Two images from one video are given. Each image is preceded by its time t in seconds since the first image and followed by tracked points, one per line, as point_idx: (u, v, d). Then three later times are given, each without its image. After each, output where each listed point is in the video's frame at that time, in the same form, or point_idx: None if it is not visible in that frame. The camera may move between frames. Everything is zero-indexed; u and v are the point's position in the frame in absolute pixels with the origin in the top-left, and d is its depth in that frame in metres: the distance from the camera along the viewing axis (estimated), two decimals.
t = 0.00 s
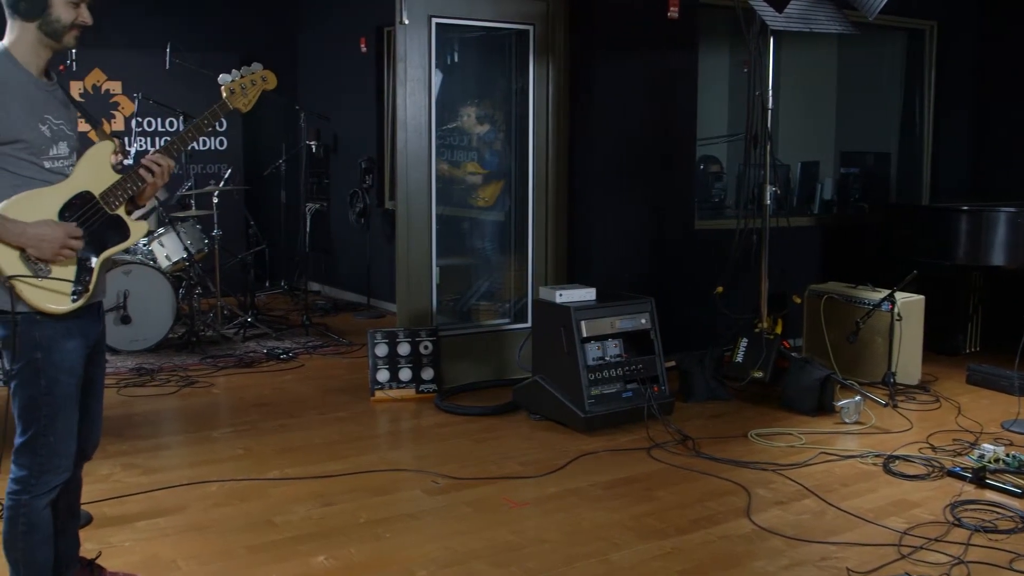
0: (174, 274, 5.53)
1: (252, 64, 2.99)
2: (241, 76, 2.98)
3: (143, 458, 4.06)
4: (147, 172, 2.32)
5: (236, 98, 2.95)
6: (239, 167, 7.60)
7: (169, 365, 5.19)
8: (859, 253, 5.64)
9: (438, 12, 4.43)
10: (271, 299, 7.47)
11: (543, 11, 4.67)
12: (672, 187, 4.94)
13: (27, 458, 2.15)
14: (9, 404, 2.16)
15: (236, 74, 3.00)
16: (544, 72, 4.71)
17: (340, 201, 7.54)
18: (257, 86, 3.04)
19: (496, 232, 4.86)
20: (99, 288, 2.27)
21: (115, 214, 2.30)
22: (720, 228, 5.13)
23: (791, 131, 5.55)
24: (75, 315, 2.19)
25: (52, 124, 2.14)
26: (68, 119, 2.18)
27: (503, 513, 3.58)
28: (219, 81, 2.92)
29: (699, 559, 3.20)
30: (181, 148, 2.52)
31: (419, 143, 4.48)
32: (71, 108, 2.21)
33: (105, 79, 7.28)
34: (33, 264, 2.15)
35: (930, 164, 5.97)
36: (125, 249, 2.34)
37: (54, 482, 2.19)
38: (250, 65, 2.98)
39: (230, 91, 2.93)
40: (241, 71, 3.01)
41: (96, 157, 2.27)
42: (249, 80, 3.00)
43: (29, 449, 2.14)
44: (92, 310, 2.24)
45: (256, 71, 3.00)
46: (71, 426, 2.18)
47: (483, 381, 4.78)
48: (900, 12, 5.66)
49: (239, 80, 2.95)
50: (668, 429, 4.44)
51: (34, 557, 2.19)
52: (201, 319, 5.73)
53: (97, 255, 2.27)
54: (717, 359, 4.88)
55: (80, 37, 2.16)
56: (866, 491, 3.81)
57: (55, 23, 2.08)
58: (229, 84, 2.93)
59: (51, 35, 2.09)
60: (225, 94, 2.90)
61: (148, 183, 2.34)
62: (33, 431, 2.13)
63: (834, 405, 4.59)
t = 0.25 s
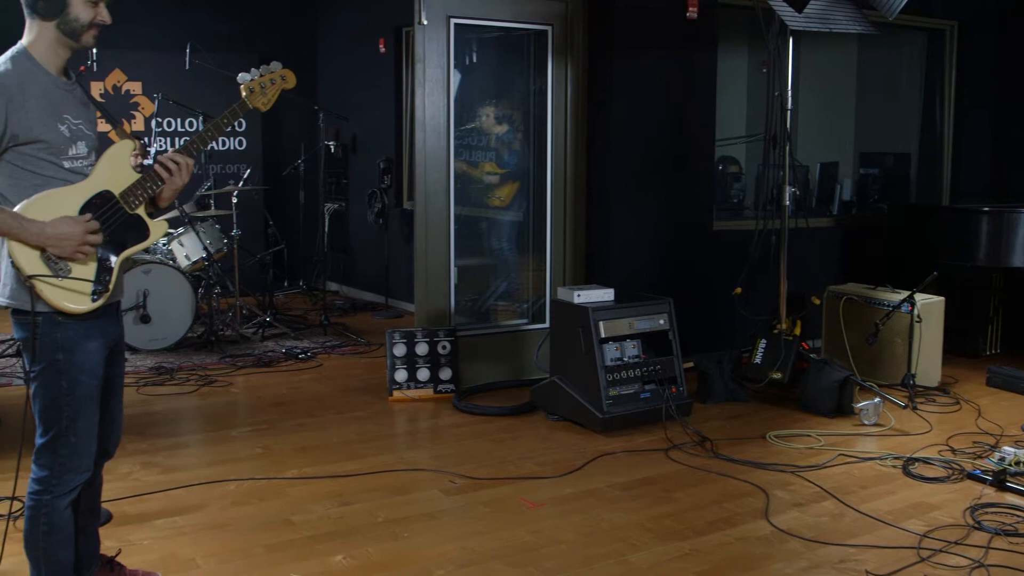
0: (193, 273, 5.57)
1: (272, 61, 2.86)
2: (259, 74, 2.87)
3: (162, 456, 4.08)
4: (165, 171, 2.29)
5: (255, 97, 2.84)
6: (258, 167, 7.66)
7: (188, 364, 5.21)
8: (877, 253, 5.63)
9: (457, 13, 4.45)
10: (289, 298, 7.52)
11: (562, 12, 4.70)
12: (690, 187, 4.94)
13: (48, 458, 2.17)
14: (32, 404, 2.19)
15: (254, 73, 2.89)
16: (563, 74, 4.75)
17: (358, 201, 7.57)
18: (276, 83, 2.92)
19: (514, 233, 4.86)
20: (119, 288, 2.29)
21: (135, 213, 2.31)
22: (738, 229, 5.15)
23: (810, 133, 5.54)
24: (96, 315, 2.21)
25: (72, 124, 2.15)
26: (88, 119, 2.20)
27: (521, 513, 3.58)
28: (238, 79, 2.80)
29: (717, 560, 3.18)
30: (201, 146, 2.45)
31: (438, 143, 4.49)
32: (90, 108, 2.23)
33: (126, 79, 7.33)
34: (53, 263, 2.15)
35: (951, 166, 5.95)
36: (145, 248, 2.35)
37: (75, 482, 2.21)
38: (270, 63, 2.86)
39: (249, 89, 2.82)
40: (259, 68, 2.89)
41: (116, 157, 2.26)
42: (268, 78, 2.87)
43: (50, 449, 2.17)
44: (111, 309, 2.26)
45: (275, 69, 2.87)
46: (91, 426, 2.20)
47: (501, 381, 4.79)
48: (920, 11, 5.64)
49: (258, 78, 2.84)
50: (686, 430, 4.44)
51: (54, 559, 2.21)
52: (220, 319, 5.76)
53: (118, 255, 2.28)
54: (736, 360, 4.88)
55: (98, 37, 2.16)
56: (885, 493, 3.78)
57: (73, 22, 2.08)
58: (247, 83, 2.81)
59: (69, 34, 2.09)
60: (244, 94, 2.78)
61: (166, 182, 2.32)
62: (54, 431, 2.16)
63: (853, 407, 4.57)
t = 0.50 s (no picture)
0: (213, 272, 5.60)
1: (296, 59, 2.83)
2: (283, 71, 2.83)
3: (182, 455, 4.10)
4: (186, 170, 2.32)
5: (277, 94, 2.80)
6: (278, 167, 7.70)
7: (207, 363, 5.24)
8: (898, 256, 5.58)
9: (477, 13, 4.44)
10: (308, 298, 7.56)
11: (580, 12, 4.71)
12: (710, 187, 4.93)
13: (69, 457, 2.19)
14: (51, 402, 2.20)
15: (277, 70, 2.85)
16: (582, 74, 4.76)
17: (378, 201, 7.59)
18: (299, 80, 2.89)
19: (532, 233, 4.87)
20: (140, 286, 2.28)
21: (157, 212, 2.31)
22: (757, 229, 5.13)
23: (828, 133, 5.62)
24: (115, 314, 2.21)
25: (94, 124, 2.17)
26: (110, 119, 2.23)
27: (539, 514, 3.58)
28: (260, 77, 2.76)
29: (736, 562, 3.17)
30: (223, 145, 2.48)
31: (457, 143, 4.49)
32: (112, 108, 2.25)
33: (146, 80, 7.38)
34: (75, 264, 2.15)
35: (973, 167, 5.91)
36: (167, 247, 2.34)
37: (95, 480, 2.24)
38: (293, 61, 2.82)
39: (272, 87, 2.78)
40: (283, 65, 2.85)
41: (138, 157, 2.28)
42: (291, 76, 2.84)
43: (70, 447, 2.18)
44: (132, 307, 2.26)
45: (299, 66, 2.84)
46: (111, 424, 2.22)
47: (520, 381, 4.80)
48: (942, 11, 5.62)
49: (280, 76, 2.80)
50: (704, 431, 4.43)
51: (76, 557, 2.23)
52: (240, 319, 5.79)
53: (139, 254, 2.27)
54: (755, 362, 4.87)
55: (119, 39, 2.18)
56: (905, 496, 3.76)
57: (94, 25, 2.10)
58: (270, 80, 2.78)
59: (90, 36, 2.11)
60: (266, 92, 2.75)
61: (188, 180, 2.34)
62: (75, 430, 2.17)
63: (873, 409, 4.56)
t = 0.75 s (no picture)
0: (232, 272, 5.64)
1: (321, 60, 2.84)
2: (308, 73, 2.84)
3: (202, 454, 4.12)
4: (210, 169, 2.34)
5: (303, 96, 2.81)
6: (296, 168, 7.75)
7: (227, 363, 5.26)
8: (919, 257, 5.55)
9: (495, 14, 4.45)
10: (327, 298, 7.60)
11: (600, 12, 4.70)
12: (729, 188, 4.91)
13: (93, 452, 2.20)
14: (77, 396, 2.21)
15: (302, 71, 2.86)
16: (600, 74, 4.75)
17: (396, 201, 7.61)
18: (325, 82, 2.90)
19: (550, 233, 4.87)
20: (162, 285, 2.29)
21: (180, 211, 2.32)
22: (776, 229, 5.12)
23: (849, 133, 5.61)
24: (139, 311, 2.22)
25: (119, 125, 2.19)
26: (135, 121, 2.24)
27: (557, 514, 3.57)
28: (285, 78, 2.78)
29: (755, 564, 3.16)
30: (246, 145, 2.48)
31: (476, 144, 4.50)
32: (137, 110, 2.26)
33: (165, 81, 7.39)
34: (98, 262, 2.16)
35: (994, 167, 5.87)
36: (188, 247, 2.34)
37: (119, 476, 2.24)
38: (319, 62, 2.83)
39: (297, 88, 2.79)
40: (308, 67, 2.87)
41: (162, 158, 2.28)
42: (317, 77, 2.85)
43: (95, 442, 2.19)
44: (156, 305, 2.27)
45: (324, 67, 2.85)
46: (135, 420, 2.23)
47: (538, 381, 4.80)
48: (963, 11, 5.59)
49: (305, 77, 2.81)
50: (722, 432, 4.43)
51: (99, 552, 2.24)
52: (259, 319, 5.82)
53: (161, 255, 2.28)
54: (774, 363, 4.86)
55: (145, 42, 2.19)
56: (925, 498, 3.74)
57: (121, 27, 2.12)
58: (295, 82, 2.79)
59: (116, 38, 2.13)
60: (291, 92, 2.76)
61: (211, 180, 2.36)
62: (100, 424, 2.19)
63: (892, 411, 4.55)
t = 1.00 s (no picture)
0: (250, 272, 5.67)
1: (343, 63, 2.84)
2: (330, 76, 2.85)
3: (219, 453, 4.14)
4: (233, 170, 2.34)
5: (325, 98, 2.81)
6: (313, 168, 7.78)
7: (244, 362, 5.29)
8: (937, 258, 5.53)
9: (513, 14, 4.45)
10: (344, 298, 7.63)
11: (617, 12, 4.70)
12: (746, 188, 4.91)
13: (115, 446, 2.20)
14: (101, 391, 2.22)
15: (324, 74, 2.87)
16: (617, 73, 4.75)
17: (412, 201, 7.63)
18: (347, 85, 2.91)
19: (567, 233, 4.86)
20: (186, 283, 2.29)
21: (203, 210, 2.33)
22: (795, 231, 5.12)
23: (866, 134, 5.61)
24: (163, 307, 2.22)
25: (144, 126, 2.19)
26: (159, 121, 2.24)
27: (574, 515, 3.57)
28: (308, 81, 2.78)
29: (771, 566, 3.15)
30: (268, 146, 2.48)
31: (493, 144, 4.50)
32: (161, 111, 2.27)
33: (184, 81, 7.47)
34: (122, 258, 2.17)
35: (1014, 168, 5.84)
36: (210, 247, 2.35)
37: (141, 471, 2.24)
38: (341, 65, 2.84)
39: (319, 90, 2.79)
40: (330, 70, 2.87)
41: (184, 160, 2.29)
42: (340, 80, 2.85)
43: (118, 437, 2.19)
44: (181, 303, 2.27)
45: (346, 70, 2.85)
46: (157, 416, 2.23)
47: (556, 382, 4.81)
48: (981, 11, 5.58)
49: (328, 80, 2.81)
50: (739, 434, 4.42)
51: (117, 547, 2.23)
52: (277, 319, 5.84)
53: (184, 253, 2.28)
54: (792, 364, 4.86)
55: (169, 49, 2.20)
56: (943, 501, 3.72)
57: (147, 35, 2.13)
58: (318, 84, 2.79)
59: (143, 45, 2.14)
60: (314, 95, 2.76)
61: (234, 180, 2.37)
62: (123, 419, 2.18)
63: (910, 413, 4.53)
